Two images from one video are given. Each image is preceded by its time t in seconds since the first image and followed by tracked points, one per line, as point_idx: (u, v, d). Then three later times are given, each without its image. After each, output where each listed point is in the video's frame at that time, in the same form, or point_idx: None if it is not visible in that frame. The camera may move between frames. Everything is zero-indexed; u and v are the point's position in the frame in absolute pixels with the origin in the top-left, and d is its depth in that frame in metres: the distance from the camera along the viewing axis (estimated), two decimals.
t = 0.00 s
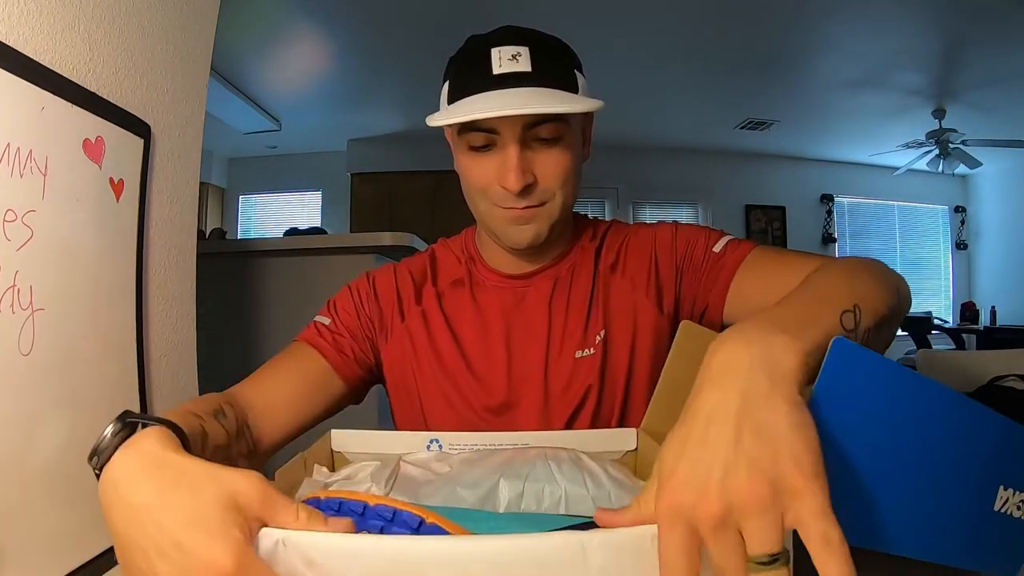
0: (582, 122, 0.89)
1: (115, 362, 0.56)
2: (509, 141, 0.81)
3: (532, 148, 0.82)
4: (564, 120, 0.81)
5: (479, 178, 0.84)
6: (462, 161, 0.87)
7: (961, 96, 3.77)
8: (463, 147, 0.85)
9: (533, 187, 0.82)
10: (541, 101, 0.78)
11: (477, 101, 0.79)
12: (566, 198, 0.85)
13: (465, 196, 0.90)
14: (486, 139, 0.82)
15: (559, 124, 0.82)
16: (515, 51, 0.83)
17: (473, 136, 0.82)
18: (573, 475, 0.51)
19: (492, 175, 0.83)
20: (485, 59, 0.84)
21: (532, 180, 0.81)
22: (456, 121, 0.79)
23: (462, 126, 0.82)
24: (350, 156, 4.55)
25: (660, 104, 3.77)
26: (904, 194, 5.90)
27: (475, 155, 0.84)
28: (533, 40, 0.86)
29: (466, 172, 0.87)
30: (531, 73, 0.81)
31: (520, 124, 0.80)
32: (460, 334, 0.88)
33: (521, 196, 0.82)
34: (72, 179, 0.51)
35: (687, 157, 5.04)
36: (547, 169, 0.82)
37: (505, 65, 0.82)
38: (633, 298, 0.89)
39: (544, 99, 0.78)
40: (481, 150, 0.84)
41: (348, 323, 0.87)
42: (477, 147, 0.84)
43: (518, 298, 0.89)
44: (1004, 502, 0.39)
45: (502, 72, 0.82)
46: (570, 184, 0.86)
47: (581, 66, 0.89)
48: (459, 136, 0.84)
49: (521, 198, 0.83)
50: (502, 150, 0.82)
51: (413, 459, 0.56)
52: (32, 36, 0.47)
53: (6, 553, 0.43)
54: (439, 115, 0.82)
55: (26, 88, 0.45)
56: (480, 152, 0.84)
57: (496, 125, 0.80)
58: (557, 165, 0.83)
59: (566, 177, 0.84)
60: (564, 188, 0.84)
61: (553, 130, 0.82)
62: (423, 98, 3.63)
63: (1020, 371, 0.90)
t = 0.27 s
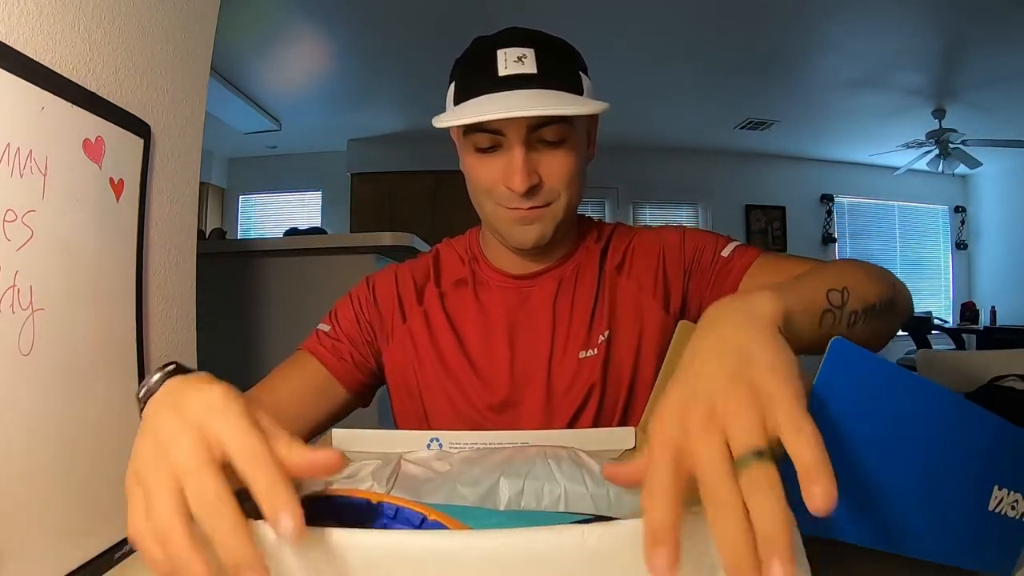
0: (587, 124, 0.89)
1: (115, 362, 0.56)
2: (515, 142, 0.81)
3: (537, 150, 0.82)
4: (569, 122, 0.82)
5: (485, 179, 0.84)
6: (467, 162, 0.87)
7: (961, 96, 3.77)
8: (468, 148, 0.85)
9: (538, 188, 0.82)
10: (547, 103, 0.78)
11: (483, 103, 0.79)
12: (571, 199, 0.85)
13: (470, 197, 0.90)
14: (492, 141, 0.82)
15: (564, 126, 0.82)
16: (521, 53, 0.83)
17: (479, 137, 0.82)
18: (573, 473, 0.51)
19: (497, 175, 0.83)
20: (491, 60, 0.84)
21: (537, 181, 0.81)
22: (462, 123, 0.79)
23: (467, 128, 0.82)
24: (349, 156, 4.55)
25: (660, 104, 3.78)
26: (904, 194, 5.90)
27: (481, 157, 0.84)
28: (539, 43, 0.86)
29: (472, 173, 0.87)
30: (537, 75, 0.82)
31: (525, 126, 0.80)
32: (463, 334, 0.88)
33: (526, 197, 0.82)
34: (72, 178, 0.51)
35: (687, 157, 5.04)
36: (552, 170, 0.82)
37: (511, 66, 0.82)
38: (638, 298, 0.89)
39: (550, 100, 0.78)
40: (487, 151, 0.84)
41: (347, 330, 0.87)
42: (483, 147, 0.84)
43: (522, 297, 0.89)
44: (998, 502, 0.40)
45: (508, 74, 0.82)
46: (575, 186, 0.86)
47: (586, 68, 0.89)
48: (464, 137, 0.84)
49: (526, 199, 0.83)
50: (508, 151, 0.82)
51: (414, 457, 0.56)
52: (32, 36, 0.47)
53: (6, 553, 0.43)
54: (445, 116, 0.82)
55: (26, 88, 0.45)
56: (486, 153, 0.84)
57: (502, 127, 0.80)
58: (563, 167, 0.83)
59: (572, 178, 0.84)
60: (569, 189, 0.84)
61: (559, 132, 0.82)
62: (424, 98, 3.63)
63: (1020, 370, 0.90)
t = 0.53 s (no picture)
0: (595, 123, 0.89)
1: (115, 362, 0.55)
2: (523, 143, 0.81)
3: (545, 150, 0.82)
4: (577, 123, 0.81)
5: (492, 179, 0.84)
6: (475, 161, 0.87)
7: (961, 96, 3.77)
8: (476, 148, 0.85)
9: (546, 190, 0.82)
10: (557, 103, 0.77)
11: (491, 102, 0.78)
12: (578, 200, 0.85)
13: (477, 195, 0.89)
14: (500, 141, 0.82)
15: (572, 127, 0.82)
16: (530, 53, 0.83)
17: (487, 137, 0.82)
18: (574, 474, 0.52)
19: (505, 176, 0.83)
20: (499, 59, 0.84)
21: (545, 182, 0.81)
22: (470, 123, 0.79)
23: (476, 128, 0.82)
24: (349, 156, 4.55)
25: (660, 104, 3.78)
26: (904, 194, 5.90)
27: (489, 156, 0.84)
28: (548, 42, 0.86)
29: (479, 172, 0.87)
30: (545, 74, 0.82)
31: (534, 126, 0.79)
32: (467, 335, 0.88)
33: (533, 198, 0.82)
34: (72, 178, 0.51)
35: (687, 157, 5.04)
36: (560, 171, 0.82)
37: (519, 66, 0.82)
38: (644, 301, 0.89)
39: (560, 100, 0.78)
40: (495, 151, 0.84)
41: (348, 337, 0.88)
42: (490, 147, 0.83)
43: (528, 298, 0.89)
44: (998, 500, 0.40)
45: (516, 73, 0.82)
46: (582, 186, 0.86)
47: (594, 69, 0.89)
48: (472, 136, 0.84)
49: (533, 201, 0.83)
50: (516, 151, 0.82)
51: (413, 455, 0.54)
52: (32, 36, 0.47)
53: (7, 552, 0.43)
54: (453, 115, 0.82)
55: (26, 88, 0.45)
56: (494, 153, 0.84)
57: (511, 127, 0.80)
58: (570, 167, 0.83)
59: (579, 179, 0.84)
60: (576, 190, 0.84)
61: (567, 133, 0.82)
62: (424, 98, 3.64)
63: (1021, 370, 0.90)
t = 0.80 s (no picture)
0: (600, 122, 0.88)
1: (114, 363, 0.55)
2: (530, 139, 0.80)
3: (551, 148, 0.82)
4: (582, 120, 0.81)
5: (498, 175, 0.84)
6: (482, 158, 0.87)
7: (962, 96, 3.77)
8: (483, 144, 0.85)
9: (552, 187, 0.81)
10: (564, 100, 0.77)
11: (499, 98, 0.78)
12: (583, 198, 0.85)
13: (482, 193, 0.89)
14: (507, 138, 0.81)
15: (578, 125, 0.81)
16: (538, 51, 0.83)
17: (495, 134, 0.82)
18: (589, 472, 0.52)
19: (511, 172, 0.82)
20: (508, 58, 0.84)
21: (551, 179, 0.81)
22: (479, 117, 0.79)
23: (484, 123, 0.82)
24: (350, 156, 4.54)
25: (659, 104, 3.78)
26: (904, 194, 5.90)
27: (495, 153, 0.84)
28: (556, 41, 0.86)
29: (486, 169, 0.87)
30: (554, 73, 0.82)
31: (540, 123, 0.79)
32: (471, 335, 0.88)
33: (539, 195, 0.82)
34: (72, 177, 0.51)
35: (687, 157, 5.04)
36: (566, 168, 0.82)
37: (529, 64, 0.82)
38: (646, 303, 0.89)
39: (567, 98, 0.78)
40: (502, 148, 0.83)
41: (353, 333, 0.88)
42: (498, 145, 0.83)
43: (531, 298, 0.89)
44: (1001, 500, 0.42)
45: (525, 71, 0.82)
46: (587, 185, 0.86)
47: (601, 69, 0.90)
48: (479, 133, 0.84)
49: (539, 197, 0.82)
50: (523, 147, 0.81)
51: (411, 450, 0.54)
52: (31, 36, 0.47)
53: (8, 552, 0.43)
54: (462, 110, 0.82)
55: (25, 87, 0.45)
56: (500, 150, 0.84)
57: (519, 124, 0.80)
58: (577, 164, 0.82)
59: (585, 178, 0.84)
60: (582, 188, 0.84)
61: (573, 131, 0.81)
62: (424, 98, 3.63)
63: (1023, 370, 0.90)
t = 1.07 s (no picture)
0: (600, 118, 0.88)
1: (110, 364, 0.55)
2: (529, 132, 0.80)
3: (550, 141, 0.82)
4: (580, 113, 0.81)
5: (498, 168, 0.84)
6: (482, 152, 0.87)
7: (969, 93, 3.75)
8: (483, 138, 0.85)
9: (550, 179, 0.81)
10: (562, 91, 0.77)
11: (497, 90, 0.78)
12: (583, 192, 0.85)
13: (483, 188, 0.89)
14: (507, 131, 0.82)
15: (577, 118, 0.82)
16: (537, 46, 0.83)
17: (494, 127, 0.82)
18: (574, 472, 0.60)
19: (510, 166, 0.82)
20: (507, 53, 0.84)
21: (548, 171, 0.81)
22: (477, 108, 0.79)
23: (483, 116, 0.82)
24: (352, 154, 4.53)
25: (658, 103, 3.78)
26: (906, 193, 5.89)
27: (494, 147, 0.84)
28: (555, 36, 0.85)
29: (487, 164, 0.87)
30: (551, 66, 0.81)
31: (539, 116, 0.80)
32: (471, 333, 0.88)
33: (537, 187, 0.82)
34: (66, 177, 0.50)
35: (689, 156, 5.03)
36: (565, 161, 0.82)
37: (527, 59, 0.82)
38: (646, 301, 0.88)
39: (565, 90, 0.77)
40: (501, 142, 0.83)
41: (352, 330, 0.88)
42: (498, 138, 0.83)
43: (531, 296, 0.88)
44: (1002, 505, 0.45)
45: (523, 65, 0.81)
46: (587, 178, 0.85)
47: (599, 66, 0.89)
48: (479, 127, 0.84)
49: (538, 189, 0.82)
50: (522, 140, 0.81)
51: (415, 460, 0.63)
52: (25, 32, 0.47)
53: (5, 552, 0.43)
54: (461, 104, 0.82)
55: (20, 86, 0.44)
56: (500, 144, 0.84)
57: (517, 116, 0.80)
58: (576, 156, 0.82)
59: (584, 171, 0.84)
60: (581, 181, 0.84)
61: (572, 124, 0.81)
62: (426, 97, 3.63)
63: None
